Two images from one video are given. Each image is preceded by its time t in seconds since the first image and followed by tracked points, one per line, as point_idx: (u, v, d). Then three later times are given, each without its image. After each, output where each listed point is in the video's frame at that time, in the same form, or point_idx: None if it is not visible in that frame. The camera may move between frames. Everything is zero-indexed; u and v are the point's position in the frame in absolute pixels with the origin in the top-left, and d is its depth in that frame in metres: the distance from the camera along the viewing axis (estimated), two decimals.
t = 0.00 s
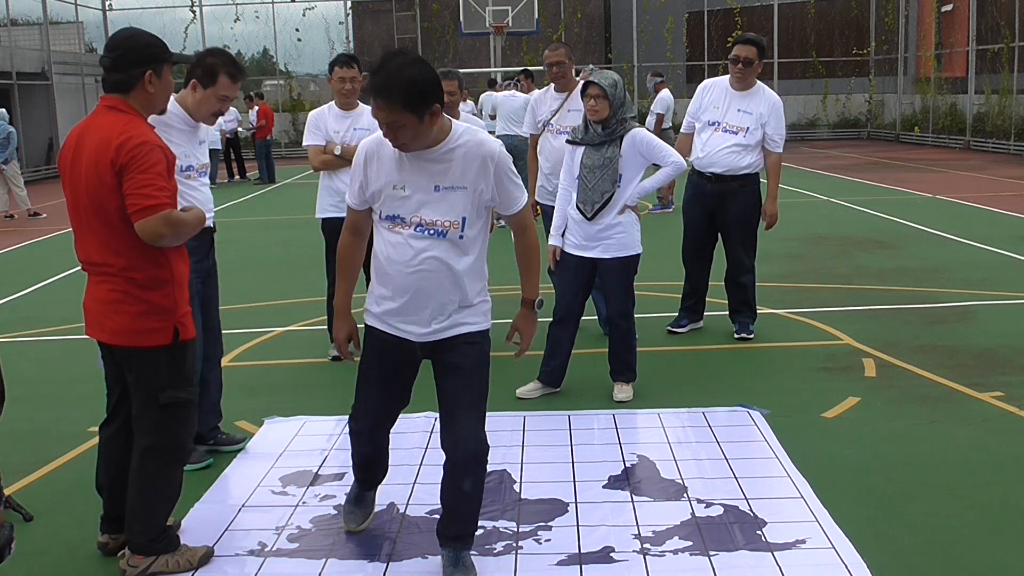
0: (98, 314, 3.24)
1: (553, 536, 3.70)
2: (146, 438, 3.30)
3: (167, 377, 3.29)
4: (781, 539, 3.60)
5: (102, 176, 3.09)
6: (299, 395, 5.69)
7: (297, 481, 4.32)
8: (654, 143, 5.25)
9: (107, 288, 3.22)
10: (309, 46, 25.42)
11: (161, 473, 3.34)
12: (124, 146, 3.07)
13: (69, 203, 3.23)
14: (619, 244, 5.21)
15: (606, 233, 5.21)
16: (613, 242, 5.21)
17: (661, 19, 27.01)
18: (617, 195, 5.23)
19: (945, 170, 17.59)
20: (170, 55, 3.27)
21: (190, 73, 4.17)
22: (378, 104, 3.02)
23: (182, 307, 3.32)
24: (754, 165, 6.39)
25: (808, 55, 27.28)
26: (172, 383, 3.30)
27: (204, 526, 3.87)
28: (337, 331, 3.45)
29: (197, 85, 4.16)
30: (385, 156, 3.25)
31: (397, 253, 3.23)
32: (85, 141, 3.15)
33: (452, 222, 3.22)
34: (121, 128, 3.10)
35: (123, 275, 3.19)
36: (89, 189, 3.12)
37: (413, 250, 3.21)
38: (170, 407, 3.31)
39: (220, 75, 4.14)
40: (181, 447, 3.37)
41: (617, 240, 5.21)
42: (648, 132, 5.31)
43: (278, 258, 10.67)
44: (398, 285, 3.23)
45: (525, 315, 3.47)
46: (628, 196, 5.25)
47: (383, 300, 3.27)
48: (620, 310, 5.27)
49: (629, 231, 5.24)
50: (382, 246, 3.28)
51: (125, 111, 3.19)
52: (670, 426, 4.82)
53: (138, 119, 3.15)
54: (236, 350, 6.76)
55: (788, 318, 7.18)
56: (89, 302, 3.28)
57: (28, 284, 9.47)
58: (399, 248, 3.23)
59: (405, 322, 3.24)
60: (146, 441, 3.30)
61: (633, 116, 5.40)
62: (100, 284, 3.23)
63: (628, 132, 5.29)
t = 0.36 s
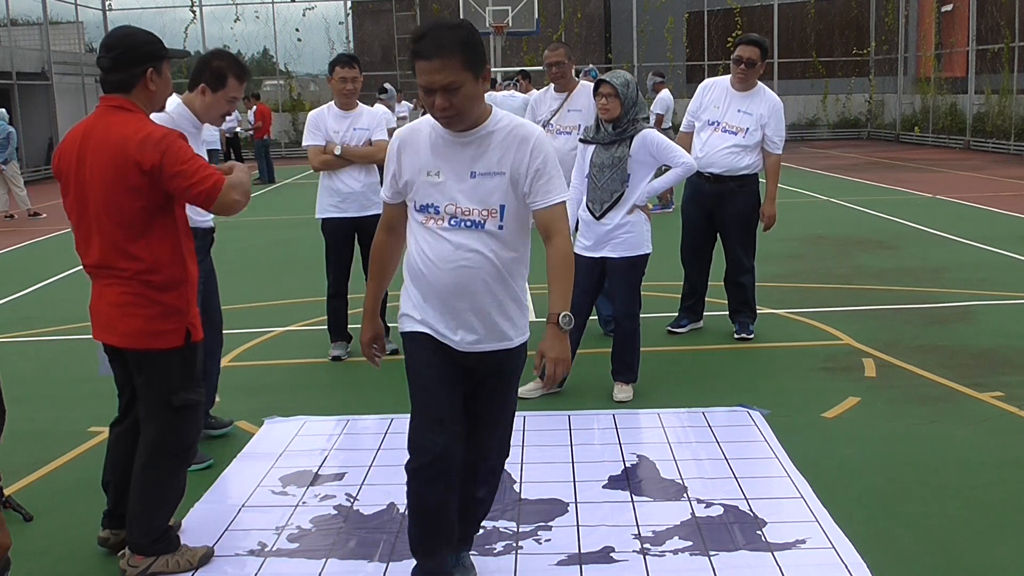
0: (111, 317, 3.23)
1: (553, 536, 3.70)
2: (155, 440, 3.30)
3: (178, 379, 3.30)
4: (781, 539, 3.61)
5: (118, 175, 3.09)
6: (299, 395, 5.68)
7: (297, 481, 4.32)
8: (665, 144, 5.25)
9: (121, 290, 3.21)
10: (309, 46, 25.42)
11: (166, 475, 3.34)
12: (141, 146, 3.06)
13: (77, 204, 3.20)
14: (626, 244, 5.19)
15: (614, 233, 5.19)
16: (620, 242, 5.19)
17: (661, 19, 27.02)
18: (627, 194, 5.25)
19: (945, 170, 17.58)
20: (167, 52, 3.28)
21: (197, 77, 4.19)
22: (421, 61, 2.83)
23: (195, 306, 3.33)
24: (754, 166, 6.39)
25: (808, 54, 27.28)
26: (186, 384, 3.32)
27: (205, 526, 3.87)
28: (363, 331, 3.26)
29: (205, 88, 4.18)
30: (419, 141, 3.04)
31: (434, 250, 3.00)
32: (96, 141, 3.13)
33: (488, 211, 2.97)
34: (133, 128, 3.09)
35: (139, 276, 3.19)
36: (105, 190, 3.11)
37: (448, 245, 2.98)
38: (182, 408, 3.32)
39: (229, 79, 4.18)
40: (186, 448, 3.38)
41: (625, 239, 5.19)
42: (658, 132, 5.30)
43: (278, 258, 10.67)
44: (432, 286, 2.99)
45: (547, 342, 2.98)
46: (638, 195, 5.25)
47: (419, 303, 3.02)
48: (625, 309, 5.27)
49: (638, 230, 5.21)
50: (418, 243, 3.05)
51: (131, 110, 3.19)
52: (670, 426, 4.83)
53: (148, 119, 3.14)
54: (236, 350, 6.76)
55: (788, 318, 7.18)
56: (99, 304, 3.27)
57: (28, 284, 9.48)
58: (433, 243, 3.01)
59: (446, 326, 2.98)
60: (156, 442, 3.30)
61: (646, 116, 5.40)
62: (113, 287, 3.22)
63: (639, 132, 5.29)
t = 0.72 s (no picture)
0: (118, 316, 3.22)
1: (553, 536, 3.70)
2: (164, 439, 3.32)
3: (185, 378, 3.32)
4: (781, 539, 3.61)
5: (127, 173, 3.09)
6: (299, 394, 5.69)
7: (297, 481, 4.32)
8: (664, 142, 5.25)
9: (129, 288, 3.21)
10: (309, 46, 25.43)
11: (170, 477, 3.36)
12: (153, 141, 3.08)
13: (79, 205, 3.18)
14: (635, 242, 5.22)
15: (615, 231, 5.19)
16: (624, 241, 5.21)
17: (661, 19, 27.04)
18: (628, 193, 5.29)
19: (945, 170, 17.59)
20: (163, 55, 3.32)
21: (210, 81, 4.50)
22: (517, 51, 2.46)
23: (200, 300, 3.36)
24: (755, 166, 6.39)
25: (807, 54, 27.28)
26: (194, 380, 3.35)
27: (205, 526, 3.87)
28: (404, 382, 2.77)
29: (224, 89, 4.51)
30: (490, 157, 2.56)
31: (527, 281, 2.56)
32: (102, 139, 3.11)
33: (584, 226, 2.60)
34: (140, 125, 3.09)
35: (149, 272, 3.20)
36: (114, 189, 3.11)
37: (548, 272, 2.56)
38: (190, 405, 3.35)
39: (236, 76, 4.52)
40: (191, 446, 3.41)
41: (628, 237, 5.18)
42: (657, 132, 5.31)
43: (278, 258, 10.68)
44: (533, 324, 2.57)
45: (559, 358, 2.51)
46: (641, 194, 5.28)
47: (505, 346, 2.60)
48: (626, 308, 5.27)
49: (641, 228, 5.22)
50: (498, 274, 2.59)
51: (133, 110, 3.18)
52: (670, 426, 4.82)
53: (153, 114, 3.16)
54: (236, 350, 6.76)
55: (788, 318, 7.18)
56: (104, 306, 3.25)
57: (28, 284, 9.48)
58: (526, 274, 2.57)
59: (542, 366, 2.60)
60: (162, 442, 3.32)
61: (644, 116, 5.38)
62: (121, 285, 3.21)
63: (638, 132, 5.29)
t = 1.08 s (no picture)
0: (113, 307, 3.24)
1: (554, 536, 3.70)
2: (161, 431, 3.33)
3: (181, 367, 3.34)
4: (781, 539, 3.61)
5: (116, 167, 3.10)
6: (300, 394, 5.69)
7: (297, 481, 4.32)
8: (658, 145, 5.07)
9: (123, 280, 3.24)
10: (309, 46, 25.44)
11: (169, 471, 3.37)
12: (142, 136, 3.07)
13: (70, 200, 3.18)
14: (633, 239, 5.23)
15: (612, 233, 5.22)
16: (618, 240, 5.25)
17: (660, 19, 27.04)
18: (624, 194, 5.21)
19: (945, 170, 17.59)
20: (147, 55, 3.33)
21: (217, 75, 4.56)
22: (709, 26, 2.29)
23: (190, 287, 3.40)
24: (747, 164, 6.39)
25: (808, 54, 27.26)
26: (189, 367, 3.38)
27: (204, 526, 3.87)
28: (600, 409, 2.17)
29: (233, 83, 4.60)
30: (648, 143, 2.32)
31: (679, 285, 2.35)
32: (92, 136, 3.11)
33: (716, 224, 2.47)
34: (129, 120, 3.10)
35: (144, 263, 3.23)
36: (108, 186, 3.12)
37: (699, 275, 2.39)
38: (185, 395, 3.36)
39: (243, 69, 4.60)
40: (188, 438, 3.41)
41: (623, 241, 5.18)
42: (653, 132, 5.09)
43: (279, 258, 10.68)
44: (686, 331, 2.36)
45: (778, 352, 2.76)
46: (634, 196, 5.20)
47: (650, 362, 2.37)
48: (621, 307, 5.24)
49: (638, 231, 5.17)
50: (641, 280, 2.33)
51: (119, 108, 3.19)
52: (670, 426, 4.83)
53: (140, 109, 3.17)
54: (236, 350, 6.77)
55: (788, 318, 7.18)
56: (99, 299, 3.26)
57: (28, 284, 9.48)
58: (679, 277, 2.35)
59: (679, 384, 2.40)
60: (162, 436, 3.33)
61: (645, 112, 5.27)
62: (115, 277, 3.24)
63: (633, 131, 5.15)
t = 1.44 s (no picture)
0: (107, 303, 3.24)
1: (554, 536, 3.70)
2: (175, 415, 3.38)
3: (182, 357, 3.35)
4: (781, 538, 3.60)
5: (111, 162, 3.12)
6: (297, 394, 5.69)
7: (297, 481, 4.32)
8: (633, 139, 5.08)
9: (116, 276, 3.23)
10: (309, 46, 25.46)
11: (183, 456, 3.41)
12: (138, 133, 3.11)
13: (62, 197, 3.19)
14: (632, 236, 5.16)
15: (602, 227, 5.25)
16: (613, 238, 5.20)
17: (660, 19, 27.06)
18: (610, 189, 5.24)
19: (945, 170, 17.59)
20: (138, 57, 3.33)
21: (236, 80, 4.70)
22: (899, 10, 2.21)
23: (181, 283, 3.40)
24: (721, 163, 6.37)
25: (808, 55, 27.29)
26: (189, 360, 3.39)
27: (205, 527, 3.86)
28: (772, 432, 2.22)
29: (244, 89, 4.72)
30: (846, 129, 2.22)
31: (880, 274, 2.28)
32: (84, 134, 3.13)
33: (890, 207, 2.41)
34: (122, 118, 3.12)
35: (137, 259, 3.23)
36: (101, 183, 3.13)
37: (892, 263, 2.32)
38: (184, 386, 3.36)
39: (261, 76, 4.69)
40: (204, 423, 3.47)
41: (614, 235, 5.19)
42: (632, 128, 5.12)
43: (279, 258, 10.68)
44: (886, 320, 2.30)
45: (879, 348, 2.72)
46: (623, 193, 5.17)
47: (862, 356, 2.28)
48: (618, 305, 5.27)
49: (624, 227, 5.16)
50: (846, 271, 2.25)
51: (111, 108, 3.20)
52: (670, 426, 4.82)
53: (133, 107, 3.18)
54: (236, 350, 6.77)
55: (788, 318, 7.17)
56: (90, 296, 3.25)
57: (27, 284, 9.48)
58: (879, 264, 2.29)
59: (887, 376, 2.32)
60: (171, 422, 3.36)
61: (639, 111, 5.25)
62: (107, 273, 3.23)
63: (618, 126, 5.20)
